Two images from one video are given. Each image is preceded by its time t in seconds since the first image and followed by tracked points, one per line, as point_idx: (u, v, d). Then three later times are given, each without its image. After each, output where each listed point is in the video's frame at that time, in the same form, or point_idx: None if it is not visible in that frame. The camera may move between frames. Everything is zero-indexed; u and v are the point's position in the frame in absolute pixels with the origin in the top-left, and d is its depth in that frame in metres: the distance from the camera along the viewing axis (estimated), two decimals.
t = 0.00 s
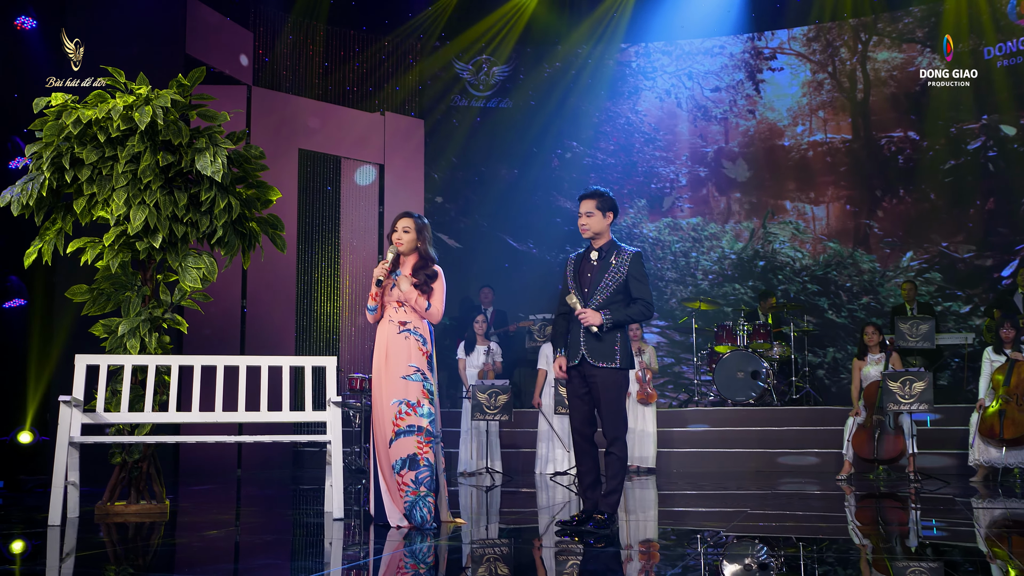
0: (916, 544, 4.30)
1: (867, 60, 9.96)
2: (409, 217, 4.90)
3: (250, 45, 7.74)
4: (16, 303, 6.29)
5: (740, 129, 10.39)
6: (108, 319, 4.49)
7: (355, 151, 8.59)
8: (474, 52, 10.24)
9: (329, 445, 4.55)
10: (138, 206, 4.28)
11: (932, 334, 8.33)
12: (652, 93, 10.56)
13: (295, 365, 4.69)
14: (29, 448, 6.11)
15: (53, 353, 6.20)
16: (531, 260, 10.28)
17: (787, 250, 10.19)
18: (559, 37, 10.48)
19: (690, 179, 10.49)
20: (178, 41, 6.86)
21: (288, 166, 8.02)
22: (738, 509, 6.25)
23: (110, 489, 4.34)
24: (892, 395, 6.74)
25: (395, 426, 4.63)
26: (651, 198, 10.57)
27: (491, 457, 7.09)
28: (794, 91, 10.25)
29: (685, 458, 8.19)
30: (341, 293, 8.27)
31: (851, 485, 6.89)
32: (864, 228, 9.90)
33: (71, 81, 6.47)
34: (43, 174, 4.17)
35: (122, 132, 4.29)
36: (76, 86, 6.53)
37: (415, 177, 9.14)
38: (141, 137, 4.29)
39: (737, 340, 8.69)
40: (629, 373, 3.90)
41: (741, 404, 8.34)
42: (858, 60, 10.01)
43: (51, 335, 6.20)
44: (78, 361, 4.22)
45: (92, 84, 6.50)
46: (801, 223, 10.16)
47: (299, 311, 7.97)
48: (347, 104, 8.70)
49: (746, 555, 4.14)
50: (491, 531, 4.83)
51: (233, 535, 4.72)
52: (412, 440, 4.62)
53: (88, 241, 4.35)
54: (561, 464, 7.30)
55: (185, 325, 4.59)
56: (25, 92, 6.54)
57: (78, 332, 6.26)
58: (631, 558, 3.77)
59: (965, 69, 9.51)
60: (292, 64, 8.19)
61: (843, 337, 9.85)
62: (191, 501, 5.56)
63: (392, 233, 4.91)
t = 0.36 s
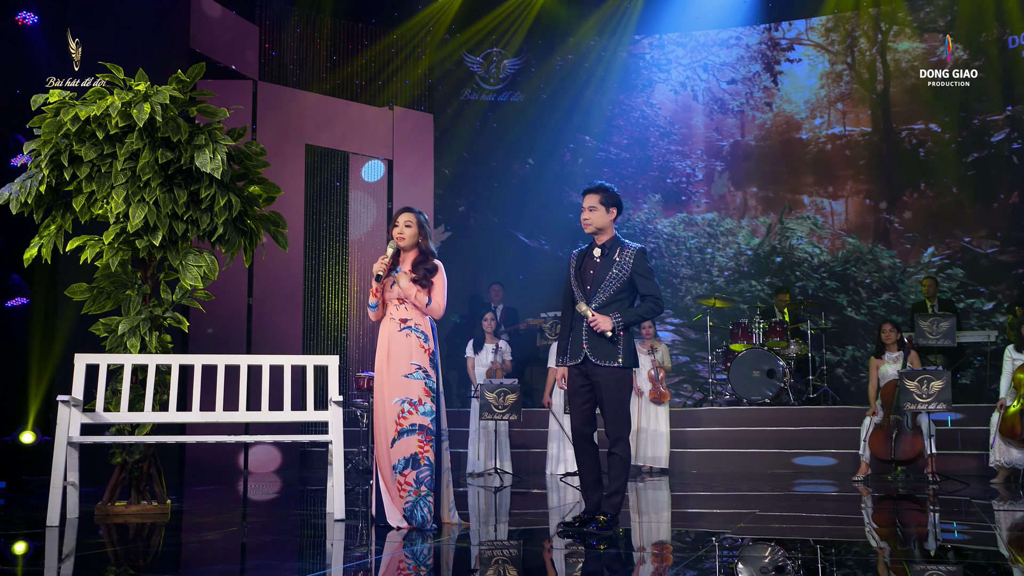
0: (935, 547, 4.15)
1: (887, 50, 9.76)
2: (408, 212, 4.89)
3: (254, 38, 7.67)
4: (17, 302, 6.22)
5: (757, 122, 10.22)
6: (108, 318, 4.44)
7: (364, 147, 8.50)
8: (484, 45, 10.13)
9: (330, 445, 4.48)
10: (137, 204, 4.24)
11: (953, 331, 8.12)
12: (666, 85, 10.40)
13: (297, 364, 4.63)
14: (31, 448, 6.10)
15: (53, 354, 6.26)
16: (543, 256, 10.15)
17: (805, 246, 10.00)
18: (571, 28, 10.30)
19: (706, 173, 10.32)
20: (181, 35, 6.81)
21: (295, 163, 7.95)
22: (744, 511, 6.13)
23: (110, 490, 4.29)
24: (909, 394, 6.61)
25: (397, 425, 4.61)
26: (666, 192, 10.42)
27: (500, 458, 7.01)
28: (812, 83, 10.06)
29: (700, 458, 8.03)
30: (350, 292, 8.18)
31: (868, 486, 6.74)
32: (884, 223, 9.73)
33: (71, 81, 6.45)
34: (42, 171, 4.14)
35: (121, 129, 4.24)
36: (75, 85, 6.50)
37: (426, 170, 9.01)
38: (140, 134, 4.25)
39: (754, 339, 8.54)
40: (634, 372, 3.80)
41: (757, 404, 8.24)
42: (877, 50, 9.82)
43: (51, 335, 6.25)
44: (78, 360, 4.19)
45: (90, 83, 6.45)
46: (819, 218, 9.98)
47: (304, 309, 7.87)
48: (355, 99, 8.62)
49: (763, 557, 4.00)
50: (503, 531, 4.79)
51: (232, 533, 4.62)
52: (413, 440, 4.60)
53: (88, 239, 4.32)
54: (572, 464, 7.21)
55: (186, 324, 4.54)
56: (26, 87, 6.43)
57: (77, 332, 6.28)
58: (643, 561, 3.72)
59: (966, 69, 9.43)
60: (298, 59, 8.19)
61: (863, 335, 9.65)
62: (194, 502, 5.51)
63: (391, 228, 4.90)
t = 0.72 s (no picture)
0: (954, 549, 4.01)
1: (908, 41, 9.63)
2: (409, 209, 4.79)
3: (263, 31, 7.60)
4: (21, 300, 6.21)
5: (774, 114, 10.03)
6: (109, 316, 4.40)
7: (372, 142, 8.43)
8: (497, 38, 10.01)
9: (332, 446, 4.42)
10: (136, 201, 4.19)
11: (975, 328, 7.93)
12: (681, 77, 10.24)
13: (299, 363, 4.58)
14: (34, 448, 6.08)
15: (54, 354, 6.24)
16: (556, 253, 10.04)
17: (824, 241, 9.82)
18: (583, 20, 10.19)
19: (723, 167, 10.14)
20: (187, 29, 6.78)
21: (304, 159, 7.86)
22: (754, 513, 5.99)
23: (111, 491, 4.26)
24: (926, 393, 6.41)
25: (403, 424, 4.53)
26: (681, 187, 10.24)
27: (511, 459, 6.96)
28: (831, 74, 9.88)
29: (714, 458, 7.91)
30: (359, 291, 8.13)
31: (886, 487, 6.59)
32: (905, 218, 9.55)
33: (71, 81, 6.43)
34: (41, 168, 4.09)
35: (121, 125, 4.20)
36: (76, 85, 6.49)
37: (436, 166, 8.94)
38: (139, 131, 4.20)
39: (770, 336, 8.43)
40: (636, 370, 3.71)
41: (773, 403, 8.13)
42: (898, 40, 9.67)
43: (52, 335, 6.22)
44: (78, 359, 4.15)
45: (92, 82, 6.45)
46: (838, 213, 9.80)
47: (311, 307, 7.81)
48: (364, 94, 8.55)
49: (780, 559, 3.89)
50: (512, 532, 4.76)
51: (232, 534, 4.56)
52: (419, 439, 4.52)
53: (88, 237, 4.28)
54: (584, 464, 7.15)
55: (187, 323, 4.49)
56: (30, 83, 6.39)
57: (77, 332, 6.27)
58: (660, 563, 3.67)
59: (966, 69, 9.43)
60: (308, 52, 8.12)
61: (883, 332, 9.47)
62: (199, 501, 5.47)
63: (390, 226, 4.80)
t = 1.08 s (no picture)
0: (975, 552, 3.85)
1: (931, 29, 9.50)
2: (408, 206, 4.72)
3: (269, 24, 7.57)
4: (25, 298, 5.97)
5: (793, 106, 9.88)
6: (111, 314, 4.37)
7: (382, 136, 8.39)
8: (508, 30, 9.91)
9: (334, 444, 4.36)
10: (137, 198, 4.15)
11: (998, 325, 7.68)
12: (698, 69, 10.09)
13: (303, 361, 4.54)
14: (39, 448, 5.92)
15: (59, 351, 6.04)
16: (569, 248, 9.93)
17: (843, 236, 9.68)
18: (598, 12, 10.01)
19: (741, 161, 9.99)
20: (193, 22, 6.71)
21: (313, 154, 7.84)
22: (764, 513, 5.85)
23: (113, 489, 4.23)
24: (945, 391, 6.23)
25: (407, 423, 4.45)
26: (698, 181, 10.08)
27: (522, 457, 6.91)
28: (851, 64, 9.75)
29: (731, 458, 7.81)
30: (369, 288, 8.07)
31: (905, 488, 6.42)
32: (927, 211, 9.44)
33: (70, 81, 6.18)
34: (42, 165, 4.06)
35: (121, 121, 4.16)
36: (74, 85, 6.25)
37: (448, 161, 8.88)
38: (139, 127, 4.16)
39: (787, 334, 8.32)
40: (642, 368, 3.67)
41: (790, 401, 8.02)
42: (921, 29, 9.55)
43: (56, 331, 6.04)
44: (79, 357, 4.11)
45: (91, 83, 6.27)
46: (858, 207, 9.67)
47: (320, 304, 7.76)
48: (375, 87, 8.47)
49: (797, 561, 3.75)
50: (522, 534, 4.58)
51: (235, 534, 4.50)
52: (423, 438, 4.45)
53: (89, 234, 4.24)
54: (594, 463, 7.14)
55: (189, 321, 4.45)
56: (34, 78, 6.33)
57: (82, 330, 6.09)
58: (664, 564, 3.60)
59: (965, 69, 9.38)
60: (316, 46, 8.06)
61: (904, 329, 9.34)
62: (204, 501, 5.43)
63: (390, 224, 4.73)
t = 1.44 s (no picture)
0: (997, 553, 3.72)
1: (954, 18, 9.48)
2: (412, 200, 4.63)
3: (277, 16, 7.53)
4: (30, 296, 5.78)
5: (811, 98, 9.79)
6: (114, 312, 4.33)
7: (391, 129, 8.31)
8: (520, 22, 9.77)
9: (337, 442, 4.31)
10: (139, 194, 4.11)
11: (1021, 321, 7.48)
12: (714, 60, 9.96)
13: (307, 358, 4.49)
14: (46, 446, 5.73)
15: (62, 349, 5.87)
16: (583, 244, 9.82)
17: (863, 230, 9.60)
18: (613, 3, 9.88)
19: (759, 154, 9.86)
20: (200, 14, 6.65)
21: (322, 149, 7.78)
22: (773, 513, 5.69)
23: (116, 488, 4.21)
24: (963, 389, 6.07)
25: (414, 421, 4.38)
26: (715, 174, 9.94)
27: (535, 456, 6.87)
28: (871, 55, 9.66)
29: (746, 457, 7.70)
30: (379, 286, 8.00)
31: (924, 488, 6.27)
32: (949, 205, 9.39)
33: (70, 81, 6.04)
34: (43, 161, 4.02)
35: (122, 117, 4.11)
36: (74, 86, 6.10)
37: (460, 155, 8.80)
38: (141, 123, 4.11)
39: (804, 330, 8.18)
40: (648, 365, 3.70)
41: (806, 399, 7.83)
42: (942, 18, 9.51)
43: (59, 331, 5.86)
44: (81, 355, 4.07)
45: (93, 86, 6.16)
46: (879, 200, 9.58)
47: (329, 300, 7.71)
48: (386, 81, 8.38)
49: (815, 562, 3.63)
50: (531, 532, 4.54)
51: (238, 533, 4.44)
52: (430, 436, 4.38)
53: (91, 231, 4.20)
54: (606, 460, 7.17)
55: (193, 318, 4.42)
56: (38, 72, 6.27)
57: (88, 329, 5.90)
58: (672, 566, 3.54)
59: (963, 70, 9.45)
60: (324, 38, 7.97)
61: (925, 326, 9.29)
62: (210, 499, 5.39)
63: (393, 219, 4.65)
